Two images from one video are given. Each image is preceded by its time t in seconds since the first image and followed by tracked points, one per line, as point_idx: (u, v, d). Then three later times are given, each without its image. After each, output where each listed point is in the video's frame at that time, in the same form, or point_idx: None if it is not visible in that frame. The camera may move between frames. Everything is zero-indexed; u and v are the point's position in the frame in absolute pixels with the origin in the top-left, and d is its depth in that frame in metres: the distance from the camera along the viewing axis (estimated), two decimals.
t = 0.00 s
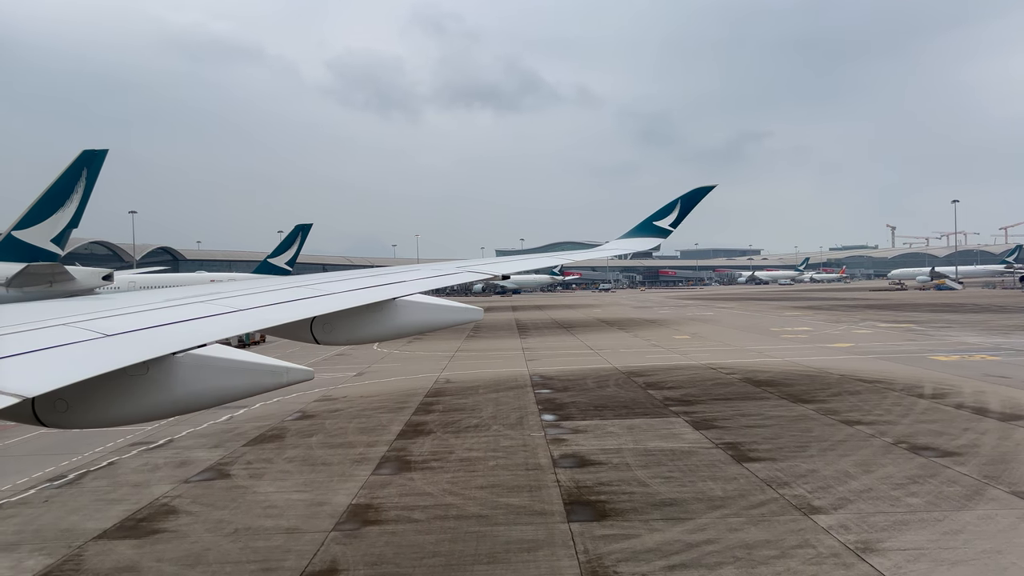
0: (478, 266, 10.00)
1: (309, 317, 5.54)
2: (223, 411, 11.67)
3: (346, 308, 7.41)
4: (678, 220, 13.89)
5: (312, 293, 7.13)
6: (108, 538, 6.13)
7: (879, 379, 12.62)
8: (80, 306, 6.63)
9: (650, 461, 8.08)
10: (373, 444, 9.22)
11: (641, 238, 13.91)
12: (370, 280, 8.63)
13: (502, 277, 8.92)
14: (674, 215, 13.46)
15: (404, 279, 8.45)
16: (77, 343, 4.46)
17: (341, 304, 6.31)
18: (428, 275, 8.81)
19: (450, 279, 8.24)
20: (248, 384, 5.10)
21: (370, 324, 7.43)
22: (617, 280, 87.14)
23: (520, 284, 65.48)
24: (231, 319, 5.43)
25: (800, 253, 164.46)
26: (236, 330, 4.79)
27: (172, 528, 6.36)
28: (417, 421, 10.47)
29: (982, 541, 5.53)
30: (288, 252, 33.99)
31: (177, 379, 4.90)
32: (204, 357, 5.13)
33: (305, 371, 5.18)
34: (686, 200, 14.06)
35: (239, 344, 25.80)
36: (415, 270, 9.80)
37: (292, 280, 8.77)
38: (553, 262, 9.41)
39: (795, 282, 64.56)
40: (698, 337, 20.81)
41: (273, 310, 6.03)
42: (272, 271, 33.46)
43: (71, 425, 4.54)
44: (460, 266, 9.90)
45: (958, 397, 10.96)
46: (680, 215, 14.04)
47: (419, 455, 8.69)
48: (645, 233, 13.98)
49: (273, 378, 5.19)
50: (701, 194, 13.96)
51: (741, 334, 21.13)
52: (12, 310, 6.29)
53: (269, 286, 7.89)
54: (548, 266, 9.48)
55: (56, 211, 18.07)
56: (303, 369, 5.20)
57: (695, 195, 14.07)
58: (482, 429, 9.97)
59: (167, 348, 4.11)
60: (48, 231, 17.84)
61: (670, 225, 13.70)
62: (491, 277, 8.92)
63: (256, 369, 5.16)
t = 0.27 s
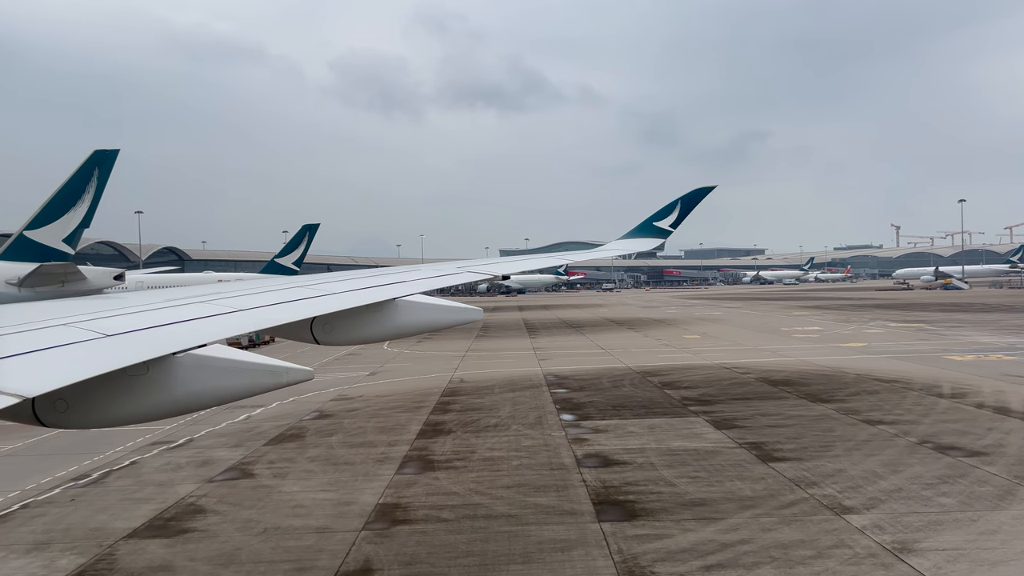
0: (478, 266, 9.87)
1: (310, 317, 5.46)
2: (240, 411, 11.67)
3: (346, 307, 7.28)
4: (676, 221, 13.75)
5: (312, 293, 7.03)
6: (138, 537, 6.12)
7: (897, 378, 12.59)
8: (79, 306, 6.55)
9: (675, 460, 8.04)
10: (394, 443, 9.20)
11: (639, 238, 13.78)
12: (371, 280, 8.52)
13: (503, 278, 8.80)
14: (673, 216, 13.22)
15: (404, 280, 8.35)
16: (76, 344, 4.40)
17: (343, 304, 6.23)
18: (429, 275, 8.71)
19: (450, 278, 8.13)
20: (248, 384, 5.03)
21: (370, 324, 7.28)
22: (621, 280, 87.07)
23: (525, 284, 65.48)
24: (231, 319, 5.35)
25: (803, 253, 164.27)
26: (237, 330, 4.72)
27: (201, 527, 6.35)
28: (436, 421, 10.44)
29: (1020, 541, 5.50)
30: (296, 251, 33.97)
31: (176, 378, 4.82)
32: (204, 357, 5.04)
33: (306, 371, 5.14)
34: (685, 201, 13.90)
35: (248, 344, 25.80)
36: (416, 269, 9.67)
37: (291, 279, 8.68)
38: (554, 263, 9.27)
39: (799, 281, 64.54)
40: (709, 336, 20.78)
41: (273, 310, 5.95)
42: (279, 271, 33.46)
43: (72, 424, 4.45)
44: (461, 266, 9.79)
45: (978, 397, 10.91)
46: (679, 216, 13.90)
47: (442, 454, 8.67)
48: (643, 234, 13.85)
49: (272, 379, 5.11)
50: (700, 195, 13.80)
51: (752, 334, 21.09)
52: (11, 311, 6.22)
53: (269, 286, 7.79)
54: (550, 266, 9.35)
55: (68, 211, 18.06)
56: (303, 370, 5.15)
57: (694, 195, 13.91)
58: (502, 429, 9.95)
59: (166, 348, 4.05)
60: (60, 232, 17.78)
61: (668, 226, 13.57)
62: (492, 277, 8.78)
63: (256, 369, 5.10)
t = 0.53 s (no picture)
0: (478, 266, 9.73)
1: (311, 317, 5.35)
2: (258, 411, 11.66)
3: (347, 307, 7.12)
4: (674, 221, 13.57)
5: (313, 293, 6.92)
6: (168, 536, 6.10)
7: (914, 378, 12.54)
8: (78, 306, 6.44)
9: (699, 460, 8.01)
10: (415, 443, 9.18)
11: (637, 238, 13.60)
12: (371, 280, 8.39)
13: (504, 278, 8.67)
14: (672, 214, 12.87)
15: (404, 279, 8.22)
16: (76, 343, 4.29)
17: (344, 304, 6.12)
18: (429, 275, 8.59)
19: (450, 278, 8.00)
20: (249, 385, 4.83)
21: (370, 323, 7.08)
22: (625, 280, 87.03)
23: (529, 284, 65.44)
24: (231, 318, 5.24)
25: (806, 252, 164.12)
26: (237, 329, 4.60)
27: (230, 526, 6.32)
28: (454, 421, 10.41)
29: None
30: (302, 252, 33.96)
31: (177, 378, 4.66)
32: (204, 356, 4.87)
33: (307, 371, 4.94)
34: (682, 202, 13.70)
35: (258, 344, 25.82)
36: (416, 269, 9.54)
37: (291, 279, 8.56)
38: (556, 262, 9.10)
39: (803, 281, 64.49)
40: (720, 336, 20.75)
41: (274, 309, 5.84)
42: (287, 271, 33.46)
43: (72, 425, 4.34)
44: (461, 266, 9.65)
45: (998, 396, 10.87)
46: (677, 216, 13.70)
47: (464, 454, 8.64)
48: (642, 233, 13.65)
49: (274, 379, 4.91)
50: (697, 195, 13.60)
51: (763, 333, 21.05)
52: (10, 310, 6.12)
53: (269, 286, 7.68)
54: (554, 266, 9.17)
55: (80, 211, 18.03)
56: (304, 370, 4.95)
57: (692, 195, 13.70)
58: (521, 429, 9.92)
59: (167, 348, 3.96)
60: (71, 232, 17.71)
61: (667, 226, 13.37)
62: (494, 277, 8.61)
63: (258, 369, 4.91)
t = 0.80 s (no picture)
0: (477, 266, 9.65)
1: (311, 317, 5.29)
2: (275, 410, 11.63)
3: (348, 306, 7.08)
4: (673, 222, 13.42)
5: (314, 293, 6.86)
6: (197, 535, 6.09)
7: (931, 378, 12.48)
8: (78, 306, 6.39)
9: (724, 460, 7.97)
10: (436, 442, 9.14)
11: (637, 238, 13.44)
12: (371, 280, 8.33)
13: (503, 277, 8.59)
14: (673, 215, 12.58)
15: (404, 280, 8.15)
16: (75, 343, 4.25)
17: (345, 304, 6.06)
18: (430, 275, 8.51)
19: (450, 277, 7.92)
20: (249, 384, 4.76)
21: (371, 324, 7.04)
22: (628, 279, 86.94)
23: (534, 284, 65.79)
24: (231, 319, 5.19)
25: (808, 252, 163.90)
26: (237, 330, 4.54)
27: (258, 526, 6.30)
28: (473, 420, 10.37)
29: None
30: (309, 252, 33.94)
31: (176, 378, 4.60)
32: (204, 356, 4.81)
33: (307, 371, 4.86)
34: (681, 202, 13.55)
35: (267, 345, 25.81)
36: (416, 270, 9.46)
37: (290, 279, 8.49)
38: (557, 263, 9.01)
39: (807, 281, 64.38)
40: (731, 336, 20.69)
41: (275, 309, 5.78)
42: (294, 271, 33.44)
43: (71, 424, 4.30)
44: (462, 266, 9.58)
45: (1019, 396, 10.81)
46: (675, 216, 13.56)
47: (486, 453, 8.61)
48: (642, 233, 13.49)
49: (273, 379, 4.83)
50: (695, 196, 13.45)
51: (773, 333, 20.98)
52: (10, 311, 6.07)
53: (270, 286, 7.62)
54: (556, 266, 9.06)
55: (91, 211, 18.04)
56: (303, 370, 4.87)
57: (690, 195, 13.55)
58: (541, 428, 9.88)
59: (166, 348, 3.91)
60: (83, 232, 17.64)
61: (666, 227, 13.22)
62: (496, 277, 8.52)
63: (257, 368, 4.84)
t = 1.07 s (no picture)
0: (477, 266, 9.54)
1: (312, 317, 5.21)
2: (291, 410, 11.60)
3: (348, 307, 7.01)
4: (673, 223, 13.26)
5: (314, 293, 6.77)
6: (227, 535, 6.07)
7: (948, 377, 12.42)
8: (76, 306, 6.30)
9: (748, 460, 7.93)
10: (456, 442, 9.11)
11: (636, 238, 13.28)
12: (370, 279, 8.24)
13: (502, 277, 8.49)
14: (672, 214, 12.37)
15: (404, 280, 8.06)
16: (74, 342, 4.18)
17: (346, 304, 5.96)
18: (431, 275, 8.41)
19: (450, 277, 7.82)
20: (249, 384, 4.68)
21: (370, 324, 6.98)
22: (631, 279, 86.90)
23: (538, 284, 65.73)
24: (231, 318, 5.10)
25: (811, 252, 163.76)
26: (237, 329, 4.46)
27: (287, 525, 6.28)
28: (490, 420, 10.33)
29: None
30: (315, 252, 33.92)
31: (175, 377, 4.53)
32: (203, 355, 4.74)
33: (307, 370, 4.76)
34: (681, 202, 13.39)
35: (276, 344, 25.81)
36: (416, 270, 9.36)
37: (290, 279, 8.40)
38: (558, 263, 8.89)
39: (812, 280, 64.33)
40: (741, 335, 20.63)
41: (276, 309, 5.69)
42: (300, 271, 33.42)
43: (71, 424, 4.25)
44: (462, 266, 9.47)
45: None
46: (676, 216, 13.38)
47: (507, 453, 8.57)
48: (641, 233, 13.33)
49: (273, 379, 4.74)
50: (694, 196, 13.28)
51: (783, 332, 20.91)
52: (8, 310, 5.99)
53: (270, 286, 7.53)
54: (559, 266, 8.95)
55: (102, 211, 18.04)
56: (304, 369, 4.78)
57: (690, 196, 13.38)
58: (560, 428, 9.85)
59: (166, 347, 3.83)
60: (94, 231, 17.60)
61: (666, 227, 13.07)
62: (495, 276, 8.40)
63: (257, 368, 4.76)
